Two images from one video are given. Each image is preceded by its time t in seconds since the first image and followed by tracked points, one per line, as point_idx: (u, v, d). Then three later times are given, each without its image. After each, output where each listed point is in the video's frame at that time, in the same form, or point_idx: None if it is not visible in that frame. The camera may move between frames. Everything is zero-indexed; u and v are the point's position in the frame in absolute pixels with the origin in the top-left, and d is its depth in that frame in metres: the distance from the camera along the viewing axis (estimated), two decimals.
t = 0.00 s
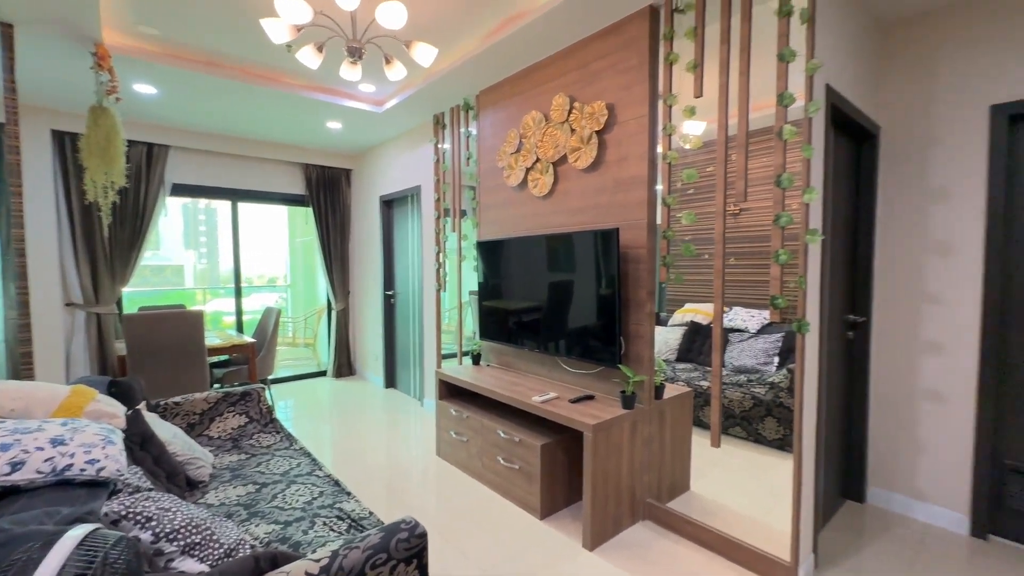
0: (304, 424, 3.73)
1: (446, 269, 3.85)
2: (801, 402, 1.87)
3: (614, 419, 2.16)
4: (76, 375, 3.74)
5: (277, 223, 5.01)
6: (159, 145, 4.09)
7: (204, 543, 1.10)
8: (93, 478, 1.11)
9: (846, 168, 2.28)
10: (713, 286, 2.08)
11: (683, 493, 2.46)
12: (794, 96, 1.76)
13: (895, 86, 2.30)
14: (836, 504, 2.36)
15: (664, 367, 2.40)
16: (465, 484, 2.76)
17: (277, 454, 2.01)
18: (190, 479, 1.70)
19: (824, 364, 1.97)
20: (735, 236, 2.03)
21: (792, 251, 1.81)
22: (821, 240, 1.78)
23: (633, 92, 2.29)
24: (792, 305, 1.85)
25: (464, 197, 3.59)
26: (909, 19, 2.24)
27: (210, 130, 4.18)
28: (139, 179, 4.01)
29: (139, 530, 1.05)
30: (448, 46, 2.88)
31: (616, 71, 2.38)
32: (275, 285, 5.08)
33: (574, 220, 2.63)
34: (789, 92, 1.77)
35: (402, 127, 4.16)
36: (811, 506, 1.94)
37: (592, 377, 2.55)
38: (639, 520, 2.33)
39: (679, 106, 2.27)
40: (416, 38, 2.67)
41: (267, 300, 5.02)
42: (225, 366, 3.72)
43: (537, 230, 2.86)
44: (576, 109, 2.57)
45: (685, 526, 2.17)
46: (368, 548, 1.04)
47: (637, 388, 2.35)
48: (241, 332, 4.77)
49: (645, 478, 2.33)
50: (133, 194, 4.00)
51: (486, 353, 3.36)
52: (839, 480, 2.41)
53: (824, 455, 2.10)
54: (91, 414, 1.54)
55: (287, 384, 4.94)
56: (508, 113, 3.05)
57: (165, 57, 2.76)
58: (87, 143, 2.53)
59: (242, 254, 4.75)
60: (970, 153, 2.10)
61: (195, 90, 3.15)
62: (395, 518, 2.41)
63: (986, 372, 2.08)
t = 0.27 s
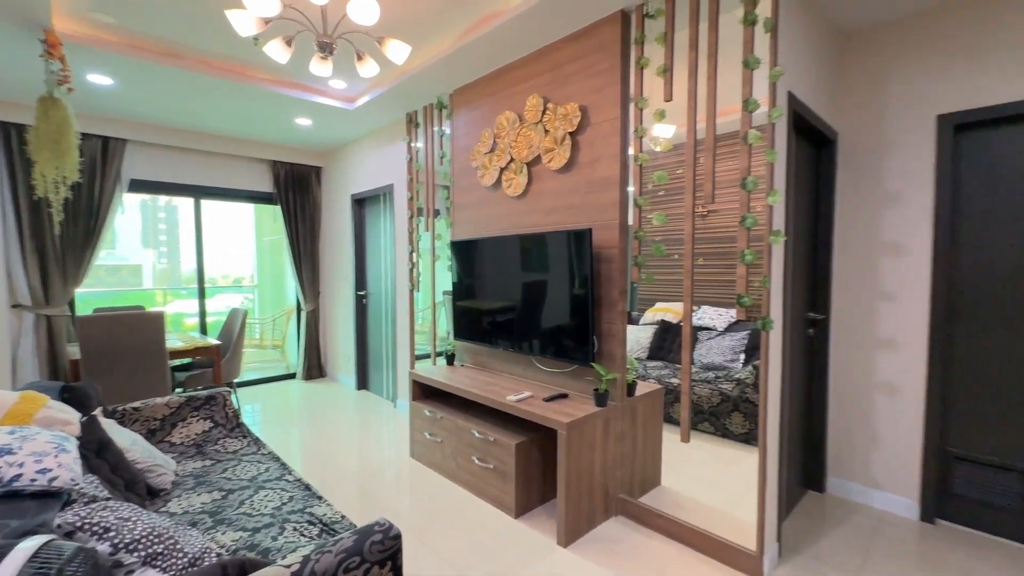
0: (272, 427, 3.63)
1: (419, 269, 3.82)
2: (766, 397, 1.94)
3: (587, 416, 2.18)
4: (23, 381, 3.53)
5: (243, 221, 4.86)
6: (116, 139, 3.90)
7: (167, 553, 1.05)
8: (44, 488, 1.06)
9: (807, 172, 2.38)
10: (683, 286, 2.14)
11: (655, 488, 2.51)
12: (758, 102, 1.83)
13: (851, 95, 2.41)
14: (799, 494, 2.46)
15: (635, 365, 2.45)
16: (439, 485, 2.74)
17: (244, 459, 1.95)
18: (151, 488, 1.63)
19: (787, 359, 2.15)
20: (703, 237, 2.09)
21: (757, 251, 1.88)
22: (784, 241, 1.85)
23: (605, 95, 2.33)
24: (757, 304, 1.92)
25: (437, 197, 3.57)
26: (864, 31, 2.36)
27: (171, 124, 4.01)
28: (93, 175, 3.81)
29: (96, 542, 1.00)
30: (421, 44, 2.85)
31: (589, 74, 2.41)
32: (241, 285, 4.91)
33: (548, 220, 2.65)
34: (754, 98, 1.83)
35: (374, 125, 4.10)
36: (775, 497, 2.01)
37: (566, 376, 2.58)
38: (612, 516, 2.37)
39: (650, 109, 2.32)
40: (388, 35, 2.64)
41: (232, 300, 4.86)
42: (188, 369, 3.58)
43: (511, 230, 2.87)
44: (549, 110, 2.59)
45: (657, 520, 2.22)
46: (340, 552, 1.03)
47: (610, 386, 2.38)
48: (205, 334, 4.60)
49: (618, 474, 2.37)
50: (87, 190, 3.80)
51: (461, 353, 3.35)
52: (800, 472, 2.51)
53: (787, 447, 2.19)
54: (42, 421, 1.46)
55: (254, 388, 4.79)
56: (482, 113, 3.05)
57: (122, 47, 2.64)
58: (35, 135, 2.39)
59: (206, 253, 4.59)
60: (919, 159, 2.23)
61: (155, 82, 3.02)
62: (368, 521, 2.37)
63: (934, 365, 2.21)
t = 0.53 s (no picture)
0: (230, 432, 3.49)
1: (386, 267, 3.75)
2: (726, 391, 2.01)
3: (555, 413, 2.21)
4: None
5: (198, 217, 4.64)
6: (55, 128, 3.64)
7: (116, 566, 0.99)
8: None
9: (763, 175, 2.49)
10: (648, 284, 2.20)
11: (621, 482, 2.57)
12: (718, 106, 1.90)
13: (804, 101, 2.54)
14: (756, 483, 2.57)
15: (602, 361, 2.49)
16: (407, 486, 2.71)
17: (199, 466, 1.87)
18: (96, 499, 1.54)
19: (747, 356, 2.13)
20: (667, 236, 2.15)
21: (717, 251, 1.95)
22: (742, 241, 1.93)
23: (572, 95, 2.36)
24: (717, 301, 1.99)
25: (404, 194, 3.51)
26: (815, 42, 2.48)
27: (118, 114, 3.79)
28: (29, 166, 3.55)
29: (34, 558, 0.94)
30: (387, 39, 2.80)
31: (556, 74, 2.43)
32: (196, 285, 4.69)
33: (516, 218, 2.66)
34: (714, 102, 1.90)
35: (338, 120, 4.00)
36: (734, 487, 2.10)
37: (534, 373, 2.59)
38: (580, 511, 2.41)
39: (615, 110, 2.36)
40: (352, 29, 2.58)
41: (187, 300, 4.64)
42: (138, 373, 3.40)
43: (479, 229, 2.86)
44: (517, 109, 2.59)
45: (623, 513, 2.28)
46: (304, 557, 1.00)
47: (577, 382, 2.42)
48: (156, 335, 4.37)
49: (585, 470, 2.41)
50: (22, 182, 3.53)
51: (429, 352, 3.31)
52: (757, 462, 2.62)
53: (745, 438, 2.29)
54: None
55: (210, 391, 4.58)
56: (449, 110, 3.03)
57: (62, 30, 2.47)
58: None
59: (157, 251, 4.36)
60: (864, 165, 2.37)
61: (100, 68, 2.84)
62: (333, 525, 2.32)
63: (877, 358, 2.36)
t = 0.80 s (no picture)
0: (186, 436, 3.33)
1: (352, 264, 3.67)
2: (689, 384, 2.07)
3: (524, 410, 2.22)
4: None
5: (149, 212, 4.40)
6: None
7: None
8: None
9: (724, 176, 2.57)
10: (614, 281, 2.25)
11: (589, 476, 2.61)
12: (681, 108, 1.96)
13: (762, 106, 2.64)
14: (718, 473, 2.66)
15: (570, 358, 2.53)
16: (375, 487, 2.66)
17: (153, 473, 1.78)
18: (37, 511, 1.44)
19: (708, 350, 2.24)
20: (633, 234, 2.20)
21: (681, 248, 2.00)
22: (704, 239, 2.00)
23: (541, 93, 2.37)
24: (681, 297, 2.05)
25: (371, 190, 3.44)
26: (772, 48, 2.59)
27: (59, 100, 3.55)
28: None
29: None
30: (352, 30, 2.74)
31: (525, 72, 2.44)
32: (147, 283, 4.45)
33: (485, 215, 2.65)
34: (679, 104, 1.96)
35: (301, 112, 3.87)
36: (697, 478, 2.16)
37: (503, 370, 2.60)
38: (548, 506, 2.43)
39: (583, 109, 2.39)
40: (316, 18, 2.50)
41: (138, 299, 4.39)
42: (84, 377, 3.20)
43: (448, 225, 2.84)
44: (486, 106, 2.59)
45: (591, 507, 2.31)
46: (266, 563, 0.97)
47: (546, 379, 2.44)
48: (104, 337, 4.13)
49: (554, 465, 2.43)
50: None
51: (396, 351, 3.27)
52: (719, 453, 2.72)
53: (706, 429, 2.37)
54: None
55: (164, 395, 4.36)
56: (417, 105, 2.98)
57: None
58: None
59: (104, 247, 4.11)
60: (817, 167, 2.49)
61: (38, 51, 2.65)
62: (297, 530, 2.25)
63: (829, 351, 2.49)
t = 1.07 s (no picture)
0: (145, 441, 3.19)
1: (321, 262, 3.58)
2: (660, 380, 2.11)
3: (498, 407, 2.22)
4: None
5: (104, 206, 4.18)
6: None
7: None
8: None
9: (693, 176, 2.64)
10: (588, 278, 2.27)
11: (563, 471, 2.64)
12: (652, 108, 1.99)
13: (729, 108, 2.72)
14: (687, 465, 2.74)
15: (544, 355, 2.54)
16: (346, 488, 2.62)
17: (109, 480, 1.70)
18: None
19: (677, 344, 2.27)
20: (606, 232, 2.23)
21: (652, 246, 2.04)
22: (674, 237, 2.04)
23: (514, 91, 2.37)
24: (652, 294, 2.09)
25: (341, 185, 3.37)
26: (738, 53, 2.67)
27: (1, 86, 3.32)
28: None
29: None
30: (321, 21, 2.67)
31: (498, 69, 2.43)
32: (102, 281, 4.23)
33: (458, 213, 2.63)
34: (649, 104, 1.99)
35: (267, 105, 3.75)
36: (667, 470, 2.22)
37: (477, 368, 2.60)
38: (523, 501, 2.45)
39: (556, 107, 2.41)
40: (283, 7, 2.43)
41: (92, 298, 4.17)
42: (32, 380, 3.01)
43: (421, 222, 2.81)
44: (459, 102, 2.57)
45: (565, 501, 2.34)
46: (232, 569, 0.93)
47: (520, 376, 2.45)
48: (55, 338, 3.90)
49: (528, 461, 2.45)
50: None
51: (368, 349, 3.22)
52: (688, 445, 2.80)
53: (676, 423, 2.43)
54: None
55: (122, 398, 4.16)
56: (389, 100, 2.94)
57: None
58: None
59: (54, 243, 3.88)
60: (780, 168, 2.58)
61: None
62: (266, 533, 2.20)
63: (791, 346, 2.60)
